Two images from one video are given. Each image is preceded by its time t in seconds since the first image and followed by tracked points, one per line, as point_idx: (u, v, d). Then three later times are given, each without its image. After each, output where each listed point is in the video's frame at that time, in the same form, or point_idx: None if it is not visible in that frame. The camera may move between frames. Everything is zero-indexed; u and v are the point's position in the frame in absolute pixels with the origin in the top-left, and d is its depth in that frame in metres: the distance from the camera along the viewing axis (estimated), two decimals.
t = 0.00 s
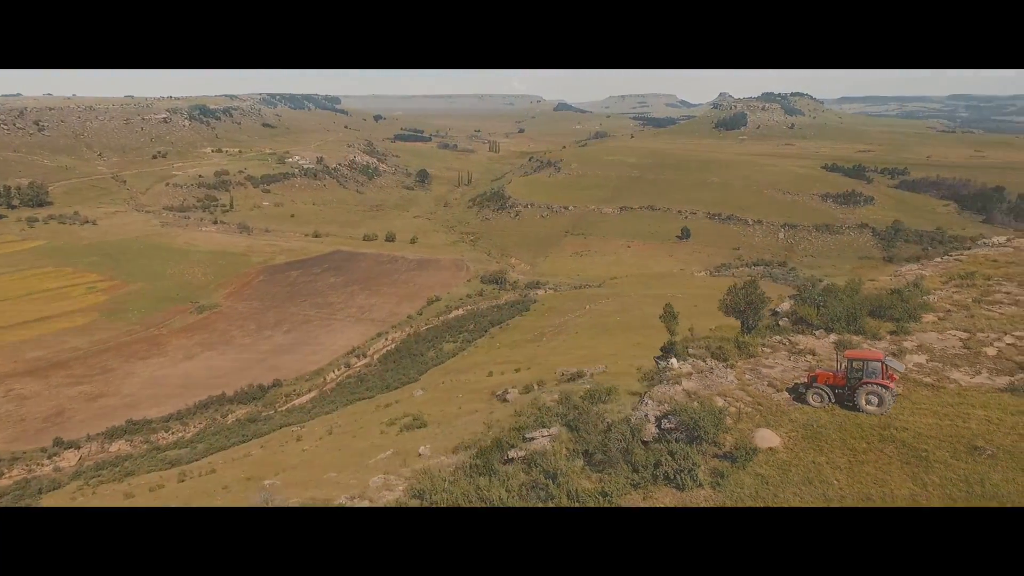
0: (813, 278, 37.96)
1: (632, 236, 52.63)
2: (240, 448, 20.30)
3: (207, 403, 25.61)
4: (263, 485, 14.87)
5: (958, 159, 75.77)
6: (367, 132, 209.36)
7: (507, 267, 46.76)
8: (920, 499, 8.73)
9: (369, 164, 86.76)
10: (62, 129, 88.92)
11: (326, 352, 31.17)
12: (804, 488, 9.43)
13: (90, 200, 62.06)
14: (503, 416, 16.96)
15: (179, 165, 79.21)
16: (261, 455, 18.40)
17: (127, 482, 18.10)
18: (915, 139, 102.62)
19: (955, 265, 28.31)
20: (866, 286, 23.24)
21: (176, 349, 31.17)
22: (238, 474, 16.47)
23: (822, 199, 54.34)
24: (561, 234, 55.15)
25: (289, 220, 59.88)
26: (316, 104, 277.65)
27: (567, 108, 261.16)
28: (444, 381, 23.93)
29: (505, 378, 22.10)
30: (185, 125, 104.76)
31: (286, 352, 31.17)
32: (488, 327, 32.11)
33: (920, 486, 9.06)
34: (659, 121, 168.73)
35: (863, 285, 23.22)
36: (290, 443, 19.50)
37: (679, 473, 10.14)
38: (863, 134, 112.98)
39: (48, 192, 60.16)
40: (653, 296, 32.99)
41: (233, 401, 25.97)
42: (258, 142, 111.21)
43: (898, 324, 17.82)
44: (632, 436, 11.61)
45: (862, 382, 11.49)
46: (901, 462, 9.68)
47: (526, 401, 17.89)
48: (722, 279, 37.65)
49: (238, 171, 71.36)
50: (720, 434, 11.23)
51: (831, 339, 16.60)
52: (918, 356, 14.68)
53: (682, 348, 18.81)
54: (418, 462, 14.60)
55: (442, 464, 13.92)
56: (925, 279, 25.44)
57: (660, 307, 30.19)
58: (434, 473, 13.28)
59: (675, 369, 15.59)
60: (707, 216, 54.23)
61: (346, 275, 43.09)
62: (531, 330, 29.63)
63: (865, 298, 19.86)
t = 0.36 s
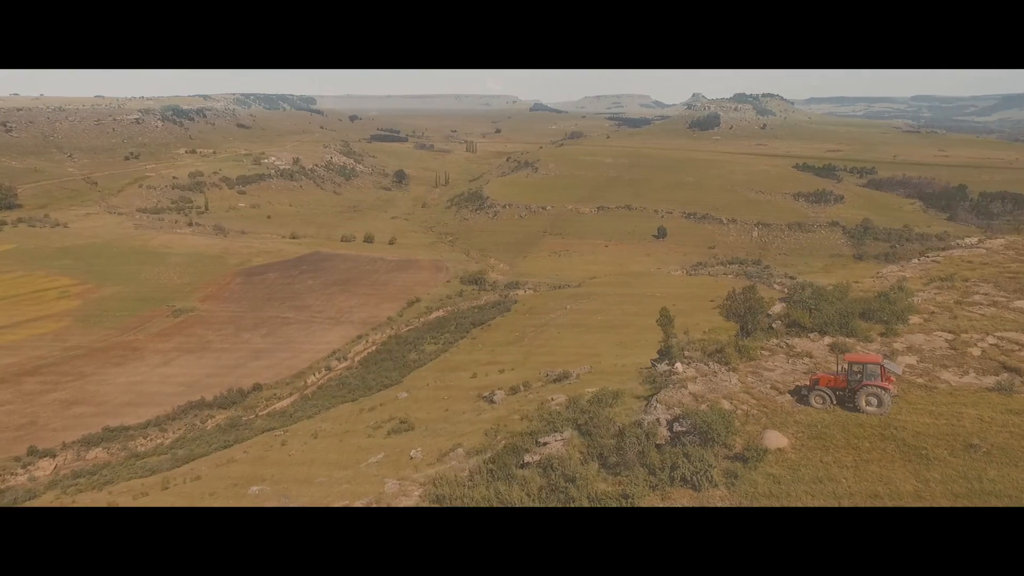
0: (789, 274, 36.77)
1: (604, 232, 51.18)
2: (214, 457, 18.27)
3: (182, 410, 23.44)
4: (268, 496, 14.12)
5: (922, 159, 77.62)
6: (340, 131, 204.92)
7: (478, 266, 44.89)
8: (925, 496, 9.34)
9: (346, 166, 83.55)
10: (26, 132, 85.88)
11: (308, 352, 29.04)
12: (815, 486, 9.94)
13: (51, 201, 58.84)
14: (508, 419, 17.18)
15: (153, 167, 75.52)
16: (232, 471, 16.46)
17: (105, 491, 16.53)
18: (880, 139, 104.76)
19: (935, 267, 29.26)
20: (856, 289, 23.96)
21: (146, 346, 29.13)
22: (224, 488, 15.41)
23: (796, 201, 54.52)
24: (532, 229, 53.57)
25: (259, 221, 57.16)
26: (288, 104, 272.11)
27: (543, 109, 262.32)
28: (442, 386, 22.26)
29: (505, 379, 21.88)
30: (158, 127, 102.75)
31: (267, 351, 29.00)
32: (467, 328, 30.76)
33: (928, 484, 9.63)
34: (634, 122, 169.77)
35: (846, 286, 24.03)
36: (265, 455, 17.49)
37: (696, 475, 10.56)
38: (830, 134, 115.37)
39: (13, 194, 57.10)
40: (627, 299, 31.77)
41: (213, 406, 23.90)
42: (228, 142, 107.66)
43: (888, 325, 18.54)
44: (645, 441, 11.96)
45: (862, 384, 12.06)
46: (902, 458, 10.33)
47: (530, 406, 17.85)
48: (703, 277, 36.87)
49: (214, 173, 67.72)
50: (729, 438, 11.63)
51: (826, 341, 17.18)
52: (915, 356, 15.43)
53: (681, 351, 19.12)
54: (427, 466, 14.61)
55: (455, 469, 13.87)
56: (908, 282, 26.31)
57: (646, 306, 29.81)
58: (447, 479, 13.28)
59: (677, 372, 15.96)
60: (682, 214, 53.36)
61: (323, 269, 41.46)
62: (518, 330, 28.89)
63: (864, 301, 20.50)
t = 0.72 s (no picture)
0: (765, 274, 34.21)
1: (574, 228, 48.63)
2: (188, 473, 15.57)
3: (157, 416, 20.57)
4: (273, 498, 13.52)
5: (891, 157, 78.48)
6: (309, 125, 198.87)
7: (449, 261, 42.07)
8: (923, 492, 10.03)
9: (323, 166, 77.04)
10: None
11: (288, 349, 26.19)
12: (823, 484, 10.48)
13: (6, 206, 55.07)
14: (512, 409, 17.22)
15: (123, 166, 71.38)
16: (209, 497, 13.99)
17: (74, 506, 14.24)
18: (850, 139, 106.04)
19: (915, 269, 30.00)
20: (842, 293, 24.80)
21: (115, 337, 26.92)
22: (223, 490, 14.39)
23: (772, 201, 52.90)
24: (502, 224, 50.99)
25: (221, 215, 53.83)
26: (256, 102, 263.88)
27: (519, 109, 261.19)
28: (441, 391, 20.16)
29: (504, 371, 21.32)
30: (129, 129, 99.98)
31: (246, 349, 26.07)
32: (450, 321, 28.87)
33: (926, 480, 10.31)
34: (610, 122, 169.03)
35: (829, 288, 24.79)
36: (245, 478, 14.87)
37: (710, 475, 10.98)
38: (802, 134, 116.89)
39: None
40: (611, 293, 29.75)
41: (190, 411, 20.99)
42: (191, 142, 102.83)
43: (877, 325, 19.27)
44: (658, 441, 12.36)
45: (861, 385, 12.60)
46: (900, 455, 11.01)
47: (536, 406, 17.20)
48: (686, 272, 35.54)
49: (188, 173, 62.72)
50: (738, 438, 12.11)
51: (819, 342, 17.92)
52: (905, 357, 16.21)
53: (677, 348, 19.50)
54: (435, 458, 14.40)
55: (465, 469, 13.58)
56: (889, 284, 27.01)
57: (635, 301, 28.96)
58: (460, 476, 13.21)
59: (678, 373, 16.37)
60: (659, 211, 51.15)
61: (298, 261, 39.24)
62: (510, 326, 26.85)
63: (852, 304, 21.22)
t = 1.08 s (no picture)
0: (741, 270, 26.80)
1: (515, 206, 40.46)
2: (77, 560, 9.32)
3: (116, 400, 14.51)
4: (251, 496, 10.82)
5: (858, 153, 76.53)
6: (256, 116, 180.54)
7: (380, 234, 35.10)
8: (924, 488, 10.61)
9: (300, 166, 55.58)
10: None
11: (281, 332, 18.51)
12: (828, 478, 10.97)
13: None
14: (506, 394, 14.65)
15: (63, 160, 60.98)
16: None
17: None
18: (815, 139, 105.43)
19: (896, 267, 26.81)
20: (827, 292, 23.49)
21: (17, 300, 21.29)
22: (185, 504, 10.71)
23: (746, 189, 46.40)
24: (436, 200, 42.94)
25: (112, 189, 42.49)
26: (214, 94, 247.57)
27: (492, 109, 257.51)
28: (446, 387, 15.08)
29: (475, 340, 18.05)
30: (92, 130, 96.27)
31: (228, 326, 18.65)
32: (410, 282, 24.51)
33: (925, 477, 10.90)
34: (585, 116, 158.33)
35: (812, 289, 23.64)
36: None
37: (713, 466, 11.21)
38: (774, 134, 115.94)
39: None
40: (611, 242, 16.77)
41: (156, 413, 13.96)
42: (137, 137, 92.71)
43: (864, 321, 19.22)
44: (666, 442, 12.12)
45: (858, 386, 13.07)
46: (901, 454, 11.57)
47: (537, 410, 13.84)
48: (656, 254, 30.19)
49: (162, 176, 46.53)
50: (742, 436, 12.22)
51: (814, 341, 17.19)
52: (898, 357, 16.16)
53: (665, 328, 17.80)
54: (415, 457, 11.84)
55: (462, 459, 11.79)
56: (875, 275, 25.36)
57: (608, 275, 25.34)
58: (463, 472, 11.32)
59: (677, 368, 15.20)
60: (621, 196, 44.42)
61: (230, 231, 33.84)
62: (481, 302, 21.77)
63: (836, 305, 20.91)
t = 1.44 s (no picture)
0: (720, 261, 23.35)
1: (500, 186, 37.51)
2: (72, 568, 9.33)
3: (120, 395, 14.53)
4: (261, 496, 10.79)
5: (854, 148, 75.03)
6: (239, 116, 177.39)
7: (356, 211, 32.47)
8: (920, 480, 10.98)
9: (280, 166, 50.75)
10: None
11: (281, 326, 18.01)
12: (827, 470, 11.28)
13: None
14: (503, 387, 14.09)
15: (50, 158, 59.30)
16: None
17: None
18: (800, 132, 103.84)
19: (882, 268, 22.84)
20: (832, 269, 22.34)
21: (10, 299, 21.02)
22: (184, 502, 10.79)
23: (744, 175, 43.95)
24: (414, 184, 40.07)
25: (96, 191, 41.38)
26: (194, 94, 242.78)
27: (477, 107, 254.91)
28: (444, 378, 14.55)
29: (467, 328, 17.19)
30: (49, 130, 91.53)
31: (227, 323, 18.42)
32: (397, 263, 23.18)
33: (920, 469, 11.28)
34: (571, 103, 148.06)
35: (814, 266, 22.54)
36: None
37: (711, 460, 11.48)
38: (758, 129, 114.19)
39: None
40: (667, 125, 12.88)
41: (156, 409, 13.87)
42: (120, 134, 90.31)
43: (863, 305, 18.85)
44: (667, 437, 12.18)
45: (856, 386, 13.28)
46: (896, 447, 11.93)
47: (537, 404, 13.41)
48: (655, 224, 27.75)
49: (144, 181, 44.23)
50: (741, 432, 12.39)
51: (809, 333, 16.86)
52: (895, 349, 16.02)
53: (663, 323, 17.41)
54: (415, 460, 11.58)
55: (466, 454, 11.70)
56: (880, 254, 24.21)
57: (599, 252, 23.55)
58: (467, 469, 11.26)
59: (674, 365, 15.04)
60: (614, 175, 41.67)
61: (208, 219, 32.01)
62: (473, 285, 20.42)
63: (836, 287, 20.32)
